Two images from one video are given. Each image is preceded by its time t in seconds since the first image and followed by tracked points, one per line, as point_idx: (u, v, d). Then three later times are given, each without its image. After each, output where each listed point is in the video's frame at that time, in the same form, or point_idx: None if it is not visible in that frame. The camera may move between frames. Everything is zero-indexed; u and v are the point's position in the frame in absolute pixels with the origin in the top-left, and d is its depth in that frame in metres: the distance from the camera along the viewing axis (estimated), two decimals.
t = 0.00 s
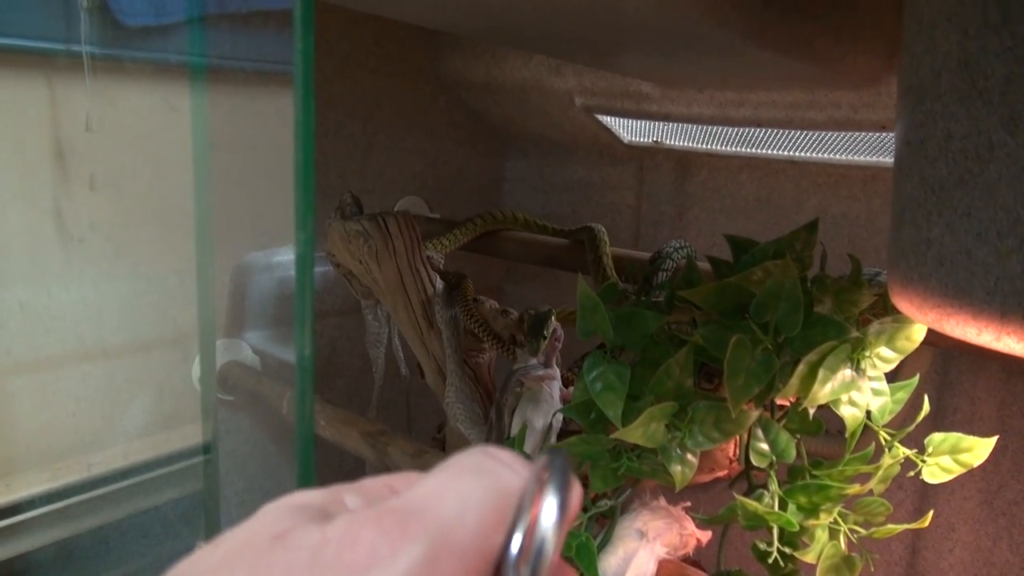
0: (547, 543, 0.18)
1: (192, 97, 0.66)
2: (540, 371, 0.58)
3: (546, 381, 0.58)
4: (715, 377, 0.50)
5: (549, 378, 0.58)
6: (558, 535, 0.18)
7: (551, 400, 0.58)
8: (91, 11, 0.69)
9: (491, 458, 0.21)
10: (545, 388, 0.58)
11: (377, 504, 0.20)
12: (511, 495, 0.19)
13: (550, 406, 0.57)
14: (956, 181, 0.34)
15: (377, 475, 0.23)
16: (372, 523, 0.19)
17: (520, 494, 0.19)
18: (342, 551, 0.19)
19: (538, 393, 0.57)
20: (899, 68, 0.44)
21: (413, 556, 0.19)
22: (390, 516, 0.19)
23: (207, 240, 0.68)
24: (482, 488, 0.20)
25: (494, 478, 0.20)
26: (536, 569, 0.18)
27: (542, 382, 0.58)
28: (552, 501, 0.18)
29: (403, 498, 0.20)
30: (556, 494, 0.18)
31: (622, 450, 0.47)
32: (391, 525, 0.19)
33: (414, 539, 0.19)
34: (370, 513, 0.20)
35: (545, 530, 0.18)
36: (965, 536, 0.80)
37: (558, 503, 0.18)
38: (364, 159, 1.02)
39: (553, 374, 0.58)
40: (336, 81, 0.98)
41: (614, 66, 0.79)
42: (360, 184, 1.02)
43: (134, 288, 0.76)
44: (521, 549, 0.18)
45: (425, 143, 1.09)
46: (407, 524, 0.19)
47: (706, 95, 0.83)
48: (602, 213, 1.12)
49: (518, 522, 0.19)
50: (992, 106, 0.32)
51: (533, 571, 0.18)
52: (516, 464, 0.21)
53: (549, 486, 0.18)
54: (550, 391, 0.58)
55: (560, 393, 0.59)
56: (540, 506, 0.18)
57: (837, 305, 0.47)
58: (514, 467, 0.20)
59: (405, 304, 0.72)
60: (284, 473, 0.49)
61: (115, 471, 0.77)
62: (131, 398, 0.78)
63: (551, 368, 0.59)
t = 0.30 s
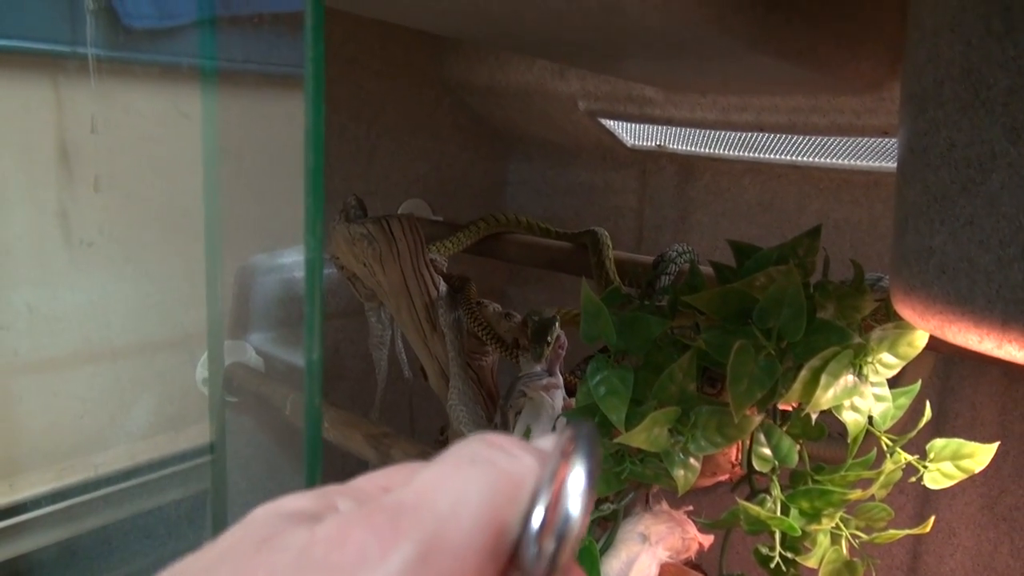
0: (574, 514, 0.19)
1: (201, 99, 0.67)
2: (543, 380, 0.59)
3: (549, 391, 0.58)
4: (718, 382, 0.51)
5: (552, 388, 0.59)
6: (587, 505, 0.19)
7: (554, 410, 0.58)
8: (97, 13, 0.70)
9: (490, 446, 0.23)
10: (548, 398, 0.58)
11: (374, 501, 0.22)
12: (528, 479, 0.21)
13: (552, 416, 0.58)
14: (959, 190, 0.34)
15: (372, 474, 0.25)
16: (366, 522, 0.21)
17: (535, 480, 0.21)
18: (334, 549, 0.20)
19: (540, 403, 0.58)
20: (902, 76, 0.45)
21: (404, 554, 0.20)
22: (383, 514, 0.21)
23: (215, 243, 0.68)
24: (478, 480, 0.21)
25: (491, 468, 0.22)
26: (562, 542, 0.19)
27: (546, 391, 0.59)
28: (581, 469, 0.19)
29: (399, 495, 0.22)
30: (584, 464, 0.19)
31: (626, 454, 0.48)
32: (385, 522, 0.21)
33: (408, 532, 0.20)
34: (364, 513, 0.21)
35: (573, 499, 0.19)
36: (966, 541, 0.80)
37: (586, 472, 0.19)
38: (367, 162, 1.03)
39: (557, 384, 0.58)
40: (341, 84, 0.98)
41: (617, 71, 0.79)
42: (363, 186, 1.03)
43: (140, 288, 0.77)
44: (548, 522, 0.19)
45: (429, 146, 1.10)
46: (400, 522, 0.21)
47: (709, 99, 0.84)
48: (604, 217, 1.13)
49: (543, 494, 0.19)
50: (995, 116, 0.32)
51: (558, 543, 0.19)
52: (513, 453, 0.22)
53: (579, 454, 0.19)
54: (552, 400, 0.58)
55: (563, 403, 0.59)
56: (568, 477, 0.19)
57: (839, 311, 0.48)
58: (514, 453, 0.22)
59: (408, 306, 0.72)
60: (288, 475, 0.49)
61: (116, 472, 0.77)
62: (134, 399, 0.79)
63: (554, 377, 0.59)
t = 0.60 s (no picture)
0: (575, 523, 0.17)
1: (223, 103, 0.69)
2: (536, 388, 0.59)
3: (545, 398, 0.59)
4: (723, 386, 0.51)
5: (547, 395, 0.59)
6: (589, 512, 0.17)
7: (552, 418, 0.59)
8: (106, 17, 0.70)
9: (486, 453, 0.21)
10: (544, 405, 0.59)
11: (366, 513, 0.20)
12: (527, 490, 0.19)
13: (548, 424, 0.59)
14: (962, 198, 0.35)
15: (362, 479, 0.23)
16: (360, 536, 0.19)
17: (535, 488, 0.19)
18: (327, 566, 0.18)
19: (537, 411, 0.59)
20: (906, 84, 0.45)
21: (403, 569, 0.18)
22: (378, 528, 0.19)
23: (229, 245, 0.69)
24: (476, 492, 0.19)
25: (488, 479, 0.20)
26: (564, 553, 0.17)
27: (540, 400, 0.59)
28: (583, 477, 0.17)
29: (391, 507, 0.20)
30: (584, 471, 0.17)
31: (632, 456, 0.48)
32: (380, 537, 0.19)
33: (407, 549, 0.19)
34: (358, 525, 0.19)
35: (573, 508, 0.17)
36: (968, 545, 0.81)
37: (587, 478, 0.17)
38: (374, 166, 1.03)
39: (551, 393, 0.59)
40: (347, 89, 0.99)
41: (622, 77, 0.80)
42: (370, 190, 1.03)
43: (150, 289, 0.77)
44: (548, 532, 0.17)
45: (434, 150, 1.10)
46: (395, 535, 0.19)
47: (714, 104, 0.85)
48: (609, 220, 1.13)
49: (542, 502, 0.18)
50: (998, 125, 0.33)
51: (560, 554, 0.17)
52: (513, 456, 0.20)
53: (579, 460, 0.17)
54: (549, 407, 0.59)
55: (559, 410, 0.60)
56: (568, 485, 0.17)
57: (844, 316, 0.48)
58: (511, 461, 0.20)
59: (415, 309, 0.73)
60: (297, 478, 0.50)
61: (126, 473, 0.77)
62: (142, 403, 0.79)
63: (548, 385, 0.60)
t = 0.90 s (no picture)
0: (546, 496, 0.18)
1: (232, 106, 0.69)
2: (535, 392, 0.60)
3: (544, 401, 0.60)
4: (724, 386, 0.52)
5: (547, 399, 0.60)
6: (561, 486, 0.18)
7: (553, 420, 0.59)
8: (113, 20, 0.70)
9: (457, 444, 0.21)
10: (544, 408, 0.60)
11: (324, 509, 0.20)
12: (499, 479, 0.19)
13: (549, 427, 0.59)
14: (959, 201, 0.35)
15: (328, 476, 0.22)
16: (315, 532, 0.19)
17: (508, 475, 0.19)
18: (281, 565, 0.18)
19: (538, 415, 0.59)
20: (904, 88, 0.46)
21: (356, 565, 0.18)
22: (337, 521, 0.19)
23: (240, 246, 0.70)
24: (441, 482, 0.19)
25: (456, 468, 0.20)
26: (533, 529, 0.18)
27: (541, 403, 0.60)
28: (554, 452, 0.18)
29: (353, 501, 0.20)
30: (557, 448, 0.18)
31: (633, 455, 0.49)
32: (335, 534, 0.19)
33: (362, 544, 0.19)
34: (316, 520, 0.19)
35: (545, 482, 0.18)
36: (968, 546, 0.81)
37: (559, 454, 0.18)
38: (378, 168, 1.04)
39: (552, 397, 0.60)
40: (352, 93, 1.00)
41: (625, 81, 0.81)
42: (373, 192, 1.04)
43: (160, 289, 0.79)
44: (520, 510, 0.18)
45: (438, 152, 1.11)
46: (353, 530, 0.19)
47: (716, 108, 0.85)
48: (611, 223, 1.14)
49: (514, 481, 0.18)
50: (993, 130, 0.33)
51: (530, 529, 0.18)
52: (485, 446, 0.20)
53: (551, 438, 0.18)
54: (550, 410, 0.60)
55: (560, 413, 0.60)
56: (541, 459, 0.18)
57: (843, 317, 0.49)
58: (482, 452, 0.20)
59: (419, 310, 0.73)
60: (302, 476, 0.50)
61: (132, 471, 0.79)
62: (147, 403, 0.81)
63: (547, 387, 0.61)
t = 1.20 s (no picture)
0: (485, 566, 0.16)
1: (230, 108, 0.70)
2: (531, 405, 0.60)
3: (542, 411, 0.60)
4: (721, 389, 0.52)
5: (541, 407, 0.60)
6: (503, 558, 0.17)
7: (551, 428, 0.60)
8: (116, 25, 0.72)
9: (403, 493, 0.19)
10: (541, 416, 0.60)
11: (261, 545, 0.18)
12: (444, 534, 0.17)
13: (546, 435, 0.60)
14: (952, 206, 0.36)
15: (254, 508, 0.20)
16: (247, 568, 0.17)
17: (454, 532, 0.17)
18: None
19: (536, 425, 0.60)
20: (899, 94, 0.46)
21: None
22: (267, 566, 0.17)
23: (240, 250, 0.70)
24: (379, 535, 0.18)
25: (397, 522, 0.18)
26: None
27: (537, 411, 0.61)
28: (499, 522, 0.17)
29: (287, 544, 0.18)
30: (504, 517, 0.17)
31: (631, 458, 0.49)
32: None
33: None
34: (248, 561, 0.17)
35: (485, 554, 0.16)
36: (967, 549, 0.81)
37: (505, 524, 0.17)
38: (379, 172, 1.05)
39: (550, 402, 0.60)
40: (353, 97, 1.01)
41: (624, 85, 0.81)
42: (374, 196, 1.04)
43: (161, 292, 0.79)
44: None
45: (438, 156, 1.12)
46: None
47: (715, 113, 0.85)
48: (611, 226, 1.14)
49: (457, 543, 0.17)
50: (985, 136, 0.34)
51: None
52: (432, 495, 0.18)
53: (498, 502, 0.17)
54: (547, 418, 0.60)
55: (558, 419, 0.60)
56: (484, 530, 0.17)
57: (839, 321, 0.49)
58: (428, 502, 0.18)
59: (419, 313, 0.73)
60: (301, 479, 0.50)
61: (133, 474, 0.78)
62: (148, 406, 0.81)
63: (546, 394, 0.61)
